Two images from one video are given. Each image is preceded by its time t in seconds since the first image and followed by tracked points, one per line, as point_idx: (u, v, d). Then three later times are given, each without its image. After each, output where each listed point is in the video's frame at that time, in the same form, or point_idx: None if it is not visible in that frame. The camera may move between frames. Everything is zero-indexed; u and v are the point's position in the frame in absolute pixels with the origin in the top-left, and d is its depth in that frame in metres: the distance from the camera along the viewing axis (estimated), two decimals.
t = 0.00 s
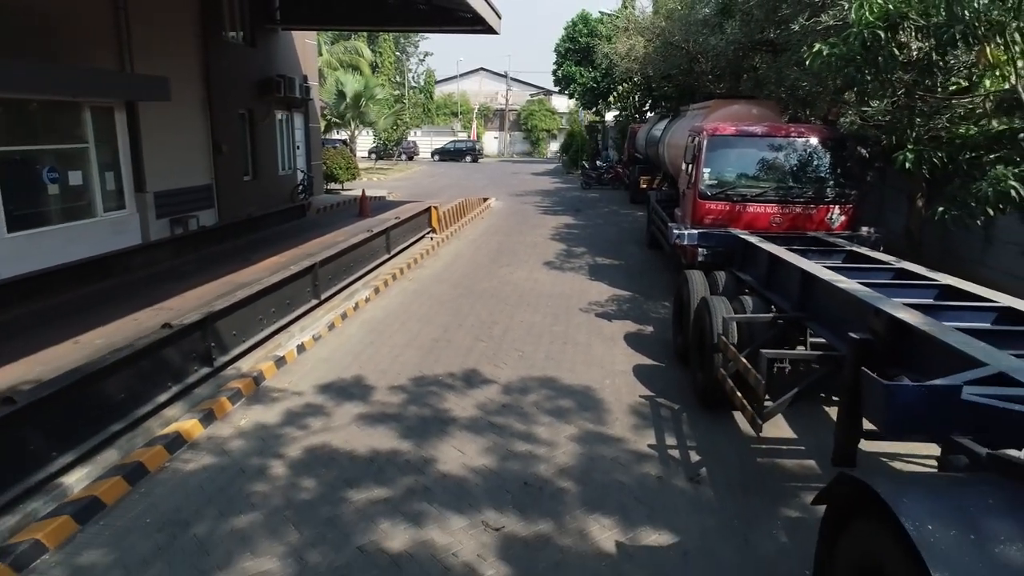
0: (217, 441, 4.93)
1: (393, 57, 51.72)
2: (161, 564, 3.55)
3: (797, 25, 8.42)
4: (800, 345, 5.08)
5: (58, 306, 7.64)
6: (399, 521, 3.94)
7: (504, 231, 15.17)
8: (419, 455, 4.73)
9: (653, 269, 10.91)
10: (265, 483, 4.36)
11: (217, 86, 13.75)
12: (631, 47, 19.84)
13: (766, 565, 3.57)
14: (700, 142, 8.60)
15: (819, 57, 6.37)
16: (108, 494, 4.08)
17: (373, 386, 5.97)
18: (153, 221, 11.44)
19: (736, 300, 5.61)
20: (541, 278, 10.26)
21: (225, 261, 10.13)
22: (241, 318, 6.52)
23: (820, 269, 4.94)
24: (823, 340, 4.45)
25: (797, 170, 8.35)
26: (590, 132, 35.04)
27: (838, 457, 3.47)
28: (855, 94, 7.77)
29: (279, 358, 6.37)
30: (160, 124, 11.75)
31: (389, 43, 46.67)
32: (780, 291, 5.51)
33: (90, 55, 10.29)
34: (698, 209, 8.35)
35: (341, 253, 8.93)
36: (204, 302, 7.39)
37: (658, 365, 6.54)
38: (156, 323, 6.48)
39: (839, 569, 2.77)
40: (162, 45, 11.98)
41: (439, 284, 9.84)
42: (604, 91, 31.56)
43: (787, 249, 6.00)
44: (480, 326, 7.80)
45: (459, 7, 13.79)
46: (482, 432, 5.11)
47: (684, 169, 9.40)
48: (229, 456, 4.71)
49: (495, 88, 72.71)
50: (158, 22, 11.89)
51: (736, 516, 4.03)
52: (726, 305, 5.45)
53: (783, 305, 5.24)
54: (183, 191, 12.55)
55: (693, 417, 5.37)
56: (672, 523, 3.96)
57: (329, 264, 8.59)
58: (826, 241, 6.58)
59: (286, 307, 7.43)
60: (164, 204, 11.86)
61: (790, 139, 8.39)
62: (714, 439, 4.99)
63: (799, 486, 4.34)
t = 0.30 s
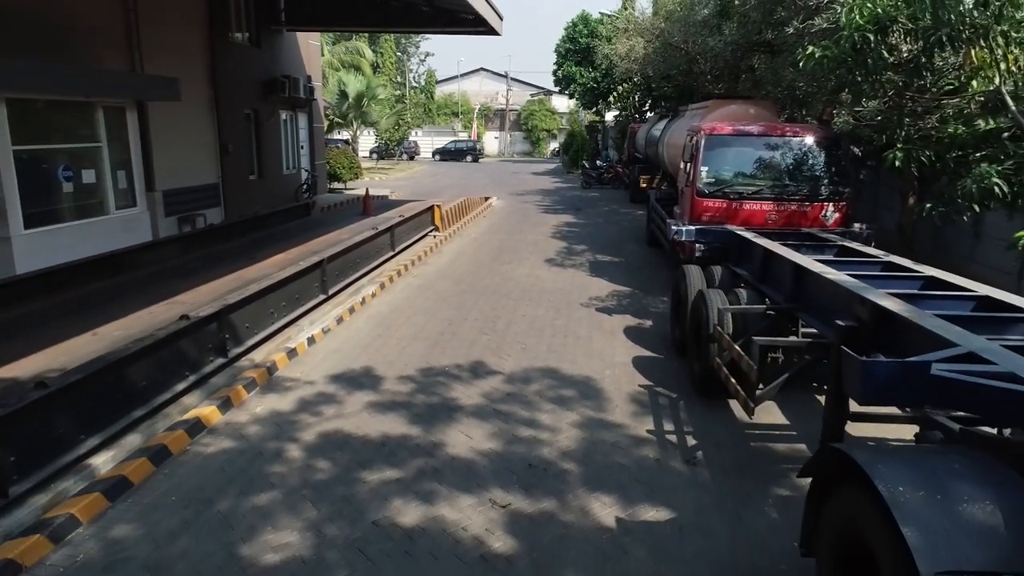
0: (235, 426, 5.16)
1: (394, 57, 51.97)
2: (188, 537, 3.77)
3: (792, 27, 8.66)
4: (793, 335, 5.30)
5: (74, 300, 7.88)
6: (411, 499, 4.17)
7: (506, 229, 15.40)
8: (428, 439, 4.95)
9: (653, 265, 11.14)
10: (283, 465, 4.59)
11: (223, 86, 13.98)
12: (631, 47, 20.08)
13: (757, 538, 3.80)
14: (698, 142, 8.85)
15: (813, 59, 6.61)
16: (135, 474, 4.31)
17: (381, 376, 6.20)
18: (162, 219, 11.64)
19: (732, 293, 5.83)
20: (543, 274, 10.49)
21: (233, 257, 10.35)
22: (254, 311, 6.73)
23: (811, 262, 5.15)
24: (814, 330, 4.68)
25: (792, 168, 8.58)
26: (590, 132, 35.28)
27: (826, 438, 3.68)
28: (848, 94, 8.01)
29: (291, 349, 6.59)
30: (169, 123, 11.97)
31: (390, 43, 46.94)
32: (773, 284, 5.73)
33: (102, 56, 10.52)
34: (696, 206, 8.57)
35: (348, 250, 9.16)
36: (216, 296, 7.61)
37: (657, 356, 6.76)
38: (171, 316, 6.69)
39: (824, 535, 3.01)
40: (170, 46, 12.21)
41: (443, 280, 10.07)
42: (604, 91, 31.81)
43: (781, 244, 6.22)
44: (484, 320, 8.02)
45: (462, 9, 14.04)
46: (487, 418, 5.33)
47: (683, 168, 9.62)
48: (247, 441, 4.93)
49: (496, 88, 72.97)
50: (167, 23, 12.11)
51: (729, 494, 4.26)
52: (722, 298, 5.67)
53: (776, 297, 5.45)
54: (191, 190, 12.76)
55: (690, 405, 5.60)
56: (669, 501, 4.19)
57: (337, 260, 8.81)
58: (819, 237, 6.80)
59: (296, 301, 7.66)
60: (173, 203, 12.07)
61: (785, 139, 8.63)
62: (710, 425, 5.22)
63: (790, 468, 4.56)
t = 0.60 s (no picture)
0: (251, 414, 5.39)
1: (396, 58, 52.26)
2: (211, 514, 4.00)
3: (787, 30, 8.90)
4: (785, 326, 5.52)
5: (90, 295, 8.11)
6: (421, 480, 4.40)
7: (508, 227, 15.64)
8: (436, 425, 5.18)
9: (652, 263, 11.37)
10: (298, 449, 4.82)
11: (229, 88, 14.19)
12: (631, 48, 20.33)
13: (748, 515, 4.03)
14: (696, 142, 9.09)
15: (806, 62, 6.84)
16: (159, 457, 4.54)
17: (390, 367, 6.43)
18: (170, 218, 11.85)
19: (727, 287, 6.05)
20: (544, 271, 10.73)
21: (241, 255, 10.57)
22: (265, 305, 6.96)
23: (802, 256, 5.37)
24: (805, 321, 4.90)
25: (788, 167, 8.80)
26: (590, 131, 35.53)
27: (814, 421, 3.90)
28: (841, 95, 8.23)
29: (301, 343, 6.82)
30: (177, 124, 12.19)
31: (391, 43, 47.19)
32: (767, 278, 5.94)
33: (112, 58, 10.73)
34: (694, 204, 8.80)
35: (354, 247, 9.39)
36: (227, 291, 7.84)
37: (655, 349, 6.99)
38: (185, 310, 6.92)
39: (809, 508, 3.24)
40: (178, 48, 12.42)
41: (447, 277, 10.31)
42: (604, 91, 32.04)
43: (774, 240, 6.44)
44: (488, 314, 8.26)
45: (465, 11, 14.27)
46: (492, 406, 5.56)
47: (682, 167, 9.83)
48: (263, 427, 5.16)
49: (496, 88, 73.24)
50: (175, 26, 12.33)
51: (723, 476, 4.49)
52: (717, 292, 5.89)
53: (770, 290, 5.67)
54: (198, 189, 12.98)
55: (687, 394, 5.83)
56: (666, 481, 4.42)
57: (344, 258, 9.04)
58: (812, 234, 7.02)
59: (304, 296, 7.88)
60: (181, 202, 12.29)
61: (781, 139, 8.85)
62: (706, 413, 5.45)
63: (781, 451, 4.79)
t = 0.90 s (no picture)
0: (264, 403, 5.62)
1: (396, 58, 52.51)
2: (231, 494, 4.23)
3: (782, 33, 9.15)
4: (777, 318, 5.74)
5: (103, 291, 8.35)
6: (429, 463, 4.62)
7: (509, 226, 15.88)
8: (442, 413, 5.41)
9: (651, 260, 11.61)
10: (310, 435, 5.05)
11: (235, 89, 14.43)
12: (630, 49, 20.57)
13: (739, 494, 4.26)
14: (693, 141, 9.31)
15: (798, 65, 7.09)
16: (179, 441, 4.77)
17: (396, 359, 6.66)
18: (178, 217, 12.04)
19: (722, 282, 6.27)
20: (545, 268, 10.97)
21: (248, 252, 10.80)
22: (275, 300, 7.17)
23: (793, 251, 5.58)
24: (794, 313, 5.13)
25: (783, 166, 9.01)
26: (590, 131, 35.77)
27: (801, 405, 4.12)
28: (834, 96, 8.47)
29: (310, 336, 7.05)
30: (184, 124, 12.42)
31: (392, 43, 47.46)
32: (760, 272, 6.16)
33: (122, 59, 10.96)
34: (691, 202, 9.03)
35: (359, 244, 9.62)
36: (237, 286, 8.07)
37: (653, 342, 7.22)
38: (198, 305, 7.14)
39: (794, 486, 3.46)
40: (185, 50, 12.66)
41: (450, 274, 10.54)
42: (604, 91, 32.26)
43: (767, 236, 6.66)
44: (490, 310, 8.49)
45: (467, 13, 14.50)
46: (495, 396, 5.79)
47: (679, 166, 10.06)
48: (276, 414, 5.39)
49: (496, 88, 73.48)
50: (183, 28, 12.56)
51: (715, 459, 4.72)
52: (712, 287, 6.12)
53: (762, 284, 5.89)
54: (205, 188, 13.21)
55: (682, 384, 6.06)
56: (662, 464, 4.65)
57: (349, 254, 9.27)
58: (805, 231, 7.24)
59: (312, 291, 8.10)
60: (189, 200, 12.51)
61: (776, 138, 9.07)
62: (701, 401, 5.69)
63: (772, 437, 5.02)
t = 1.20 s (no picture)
0: (277, 392, 5.85)
1: (397, 58, 52.75)
2: (250, 475, 4.46)
3: (778, 35, 9.39)
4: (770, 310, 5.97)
5: (117, 287, 8.58)
6: (437, 447, 4.85)
7: (510, 224, 16.11)
8: (448, 401, 5.64)
9: (649, 257, 11.84)
10: (323, 421, 5.28)
11: (240, 90, 14.66)
12: (630, 50, 20.80)
13: (731, 475, 4.49)
14: (691, 141, 9.53)
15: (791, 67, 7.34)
16: (198, 427, 5.01)
17: (402, 351, 6.89)
18: (185, 215, 12.27)
19: (718, 277, 6.49)
20: (546, 265, 11.20)
21: (255, 250, 11.02)
22: (284, 295, 7.39)
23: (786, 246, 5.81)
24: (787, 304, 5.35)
25: (778, 165, 9.25)
26: (590, 131, 36.00)
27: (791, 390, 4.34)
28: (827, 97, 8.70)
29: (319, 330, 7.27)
30: (191, 125, 12.65)
31: (393, 44, 47.72)
32: (754, 267, 6.39)
33: (131, 62, 11.18)
34: (689, 200, 9.25)
35: (364, 242, 9.85)
36: (247, 282, 8.30)
37: (651, 335, 7.46)
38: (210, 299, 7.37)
39: (781, 464, 3.69)
40: (192, 51, 12.88)
41: (453, 271, 10.77)
42: (604, 91, 32.49)
43: (762, 233, 6.88)
44: (493, 304, 8.72)
45: (469, 15, 14.73)
46: (499, 385, 6.02)
47: (678, 165, 10.28)
48: (289, 403, 5.62)
49: (496, 88, 73.74)
50: (190, 30, 12.78)
51: (709, 444, 4.95)
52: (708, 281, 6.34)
53: (756, 278, 6.11)
54: (212, 187, 13.44)
55: (679, 375, 6.29)
56: (659, 448, 4.88)
57: (355, 252, 9.49)
58: (799, 228, 7.47)
59: (320, 287, 8.32)
60: (196, 200, 12.74)
61: (772, 138, 9.29)
62: (696, 391, 5.92)
63: (764, 424, 5.25)
